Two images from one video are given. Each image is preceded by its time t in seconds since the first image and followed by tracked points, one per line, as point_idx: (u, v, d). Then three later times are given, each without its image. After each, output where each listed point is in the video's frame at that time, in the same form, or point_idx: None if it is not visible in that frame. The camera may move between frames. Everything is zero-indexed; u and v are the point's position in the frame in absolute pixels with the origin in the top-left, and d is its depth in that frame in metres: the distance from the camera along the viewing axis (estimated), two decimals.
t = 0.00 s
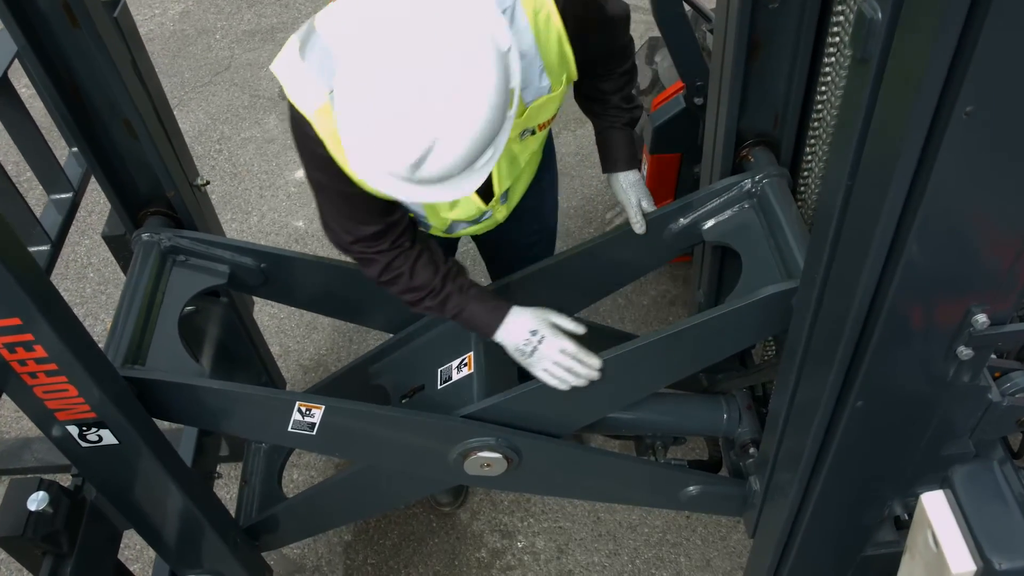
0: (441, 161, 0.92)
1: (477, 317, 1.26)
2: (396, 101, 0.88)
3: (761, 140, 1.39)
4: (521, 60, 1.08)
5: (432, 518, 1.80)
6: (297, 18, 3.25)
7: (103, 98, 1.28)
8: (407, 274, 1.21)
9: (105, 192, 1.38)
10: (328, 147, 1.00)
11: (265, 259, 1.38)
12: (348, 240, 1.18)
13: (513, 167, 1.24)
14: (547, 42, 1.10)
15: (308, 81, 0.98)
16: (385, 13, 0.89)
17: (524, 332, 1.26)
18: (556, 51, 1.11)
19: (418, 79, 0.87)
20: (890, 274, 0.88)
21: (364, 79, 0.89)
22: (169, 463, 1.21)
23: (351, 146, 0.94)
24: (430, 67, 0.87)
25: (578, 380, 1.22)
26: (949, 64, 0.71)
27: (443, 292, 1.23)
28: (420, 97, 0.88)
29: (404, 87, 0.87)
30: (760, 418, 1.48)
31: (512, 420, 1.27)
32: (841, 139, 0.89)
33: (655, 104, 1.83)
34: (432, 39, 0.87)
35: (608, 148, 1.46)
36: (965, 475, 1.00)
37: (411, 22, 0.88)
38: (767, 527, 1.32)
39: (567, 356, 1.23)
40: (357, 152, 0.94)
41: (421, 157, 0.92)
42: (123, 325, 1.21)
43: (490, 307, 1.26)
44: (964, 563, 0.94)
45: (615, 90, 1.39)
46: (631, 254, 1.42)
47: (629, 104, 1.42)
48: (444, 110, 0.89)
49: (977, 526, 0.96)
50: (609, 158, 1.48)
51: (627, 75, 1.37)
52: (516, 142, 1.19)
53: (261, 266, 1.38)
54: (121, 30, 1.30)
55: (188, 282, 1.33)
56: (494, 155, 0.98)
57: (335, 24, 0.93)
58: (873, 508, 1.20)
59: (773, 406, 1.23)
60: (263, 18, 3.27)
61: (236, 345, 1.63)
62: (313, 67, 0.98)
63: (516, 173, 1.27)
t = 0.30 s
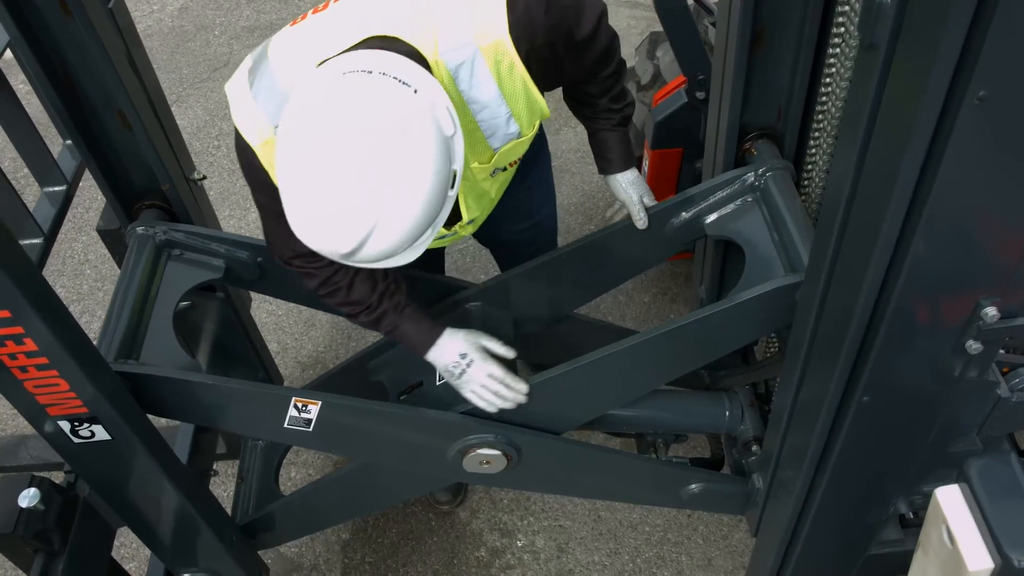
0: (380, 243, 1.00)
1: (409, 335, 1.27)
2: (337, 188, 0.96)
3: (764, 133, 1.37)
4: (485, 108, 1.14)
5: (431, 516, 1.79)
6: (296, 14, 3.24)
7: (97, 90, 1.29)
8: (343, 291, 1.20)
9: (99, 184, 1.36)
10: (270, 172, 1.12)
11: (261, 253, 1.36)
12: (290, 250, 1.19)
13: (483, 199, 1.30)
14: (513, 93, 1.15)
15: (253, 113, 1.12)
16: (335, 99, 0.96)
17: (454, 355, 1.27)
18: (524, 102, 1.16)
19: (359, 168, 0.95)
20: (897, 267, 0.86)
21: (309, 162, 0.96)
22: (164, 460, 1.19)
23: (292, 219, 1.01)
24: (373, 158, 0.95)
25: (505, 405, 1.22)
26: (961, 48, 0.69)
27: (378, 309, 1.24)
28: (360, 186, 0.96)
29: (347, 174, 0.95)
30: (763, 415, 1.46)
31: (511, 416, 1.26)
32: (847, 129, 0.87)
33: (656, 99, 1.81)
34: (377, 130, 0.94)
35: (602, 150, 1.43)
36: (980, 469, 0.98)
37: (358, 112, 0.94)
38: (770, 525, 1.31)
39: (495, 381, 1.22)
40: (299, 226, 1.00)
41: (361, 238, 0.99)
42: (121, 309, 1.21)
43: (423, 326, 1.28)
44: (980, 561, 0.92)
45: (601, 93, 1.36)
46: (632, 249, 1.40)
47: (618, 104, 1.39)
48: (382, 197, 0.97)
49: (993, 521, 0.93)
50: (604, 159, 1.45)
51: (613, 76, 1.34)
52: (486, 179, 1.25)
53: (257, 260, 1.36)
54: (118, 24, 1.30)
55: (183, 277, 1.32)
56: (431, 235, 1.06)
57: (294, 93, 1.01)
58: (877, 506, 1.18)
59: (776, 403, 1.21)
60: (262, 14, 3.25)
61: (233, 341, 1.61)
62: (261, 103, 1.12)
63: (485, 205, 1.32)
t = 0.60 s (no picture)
0: (362, 276, 1.03)
1: (365, 338, 1.29)
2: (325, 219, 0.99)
3: (768, 125, 1.35)
4: (478, 128, 1.16)
5: (431, 514, 1.77)
6: (296, 10, 3.22)
7: (92, 80, 1.28)
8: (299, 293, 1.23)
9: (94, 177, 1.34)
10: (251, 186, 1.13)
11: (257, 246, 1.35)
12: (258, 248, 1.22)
13: (474, 211, 1.31)
14: (506, 114, 1.16)
15: (231, 123, 1.13)
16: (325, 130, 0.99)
17: (407, 361, 1.30)
18: (518, 122, 1.17)
19: (348, 201, 0.99)
20: (907, 258, 0.84)
21: (297, 193, 0.99)
22: (158, 456, 1.17)
23: (272, 248, 1.03)
24: (362, 191, 0.99)
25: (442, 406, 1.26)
26: (976, 28, 0.66)
27: (338, 312, 1.24)
28: (349, 218, 0.99)
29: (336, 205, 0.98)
30: (766, 413, 1.45)
31: (511, 413, 1.24)
32: (854, 116, 0.85)
33: (658, 93, 1.79)
34: (368, 162, 0.99)
35: (600, 149, 1.41)
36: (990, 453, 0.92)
37: (350, 144, 0.99)
38: (774, 523, 1.29)
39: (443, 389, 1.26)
40: (279, 255, 1.02)
41: (341, 271, 1.02)
42: (116, 300, 1.20)
43: (381, 332, 1.29)
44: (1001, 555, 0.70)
45: (596, 93, 1.34)
46: (634, 243, 1.38)
47: (613, 101, 1.37)
48: (368, 230, 1.01)
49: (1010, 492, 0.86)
50: (603, 158, 1.43)
51: (606, 75, 1.32)
52: (478, 194, 1.27)
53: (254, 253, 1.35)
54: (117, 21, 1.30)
55: (178, 272, 1.30)
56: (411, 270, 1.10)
57: (277, 120, 1.03)
58: (883, 504, 1.16)
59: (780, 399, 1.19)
60: (261, 10, 3.23)
61: (230, 337, 1.59)
62: (239, 114, 1.13)
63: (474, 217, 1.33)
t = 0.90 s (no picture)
0: (395, 311, 0.96)
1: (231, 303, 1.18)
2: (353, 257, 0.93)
3: (773, 118, 1.34)
4: (497, 150, 1.13)
5: (431, 513, 1.75)
6: (296, 6, 3.21)
7: (88, 72, 1.27)
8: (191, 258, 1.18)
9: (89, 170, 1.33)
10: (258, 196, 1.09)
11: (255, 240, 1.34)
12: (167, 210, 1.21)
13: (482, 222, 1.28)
14: (527, 134, 1.14)
15: (235, 126, 1.07)
16: (346, 163, 0.94)
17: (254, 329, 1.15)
18: (539, 142, 1.15)
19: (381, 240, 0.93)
20: (917, 250, 0.82)
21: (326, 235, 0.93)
22: (154, 452, 1.16)
23: (296, 288, 0.97)
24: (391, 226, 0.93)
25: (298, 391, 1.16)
26: (990, 13, 0.65)
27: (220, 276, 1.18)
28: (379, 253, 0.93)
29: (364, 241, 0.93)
30: (771, 410, 1.43)
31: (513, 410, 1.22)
32: (862, 106, 0.84)
33: (661, 88, 1.78)
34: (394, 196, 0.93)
35: (606, 142, 1.39)
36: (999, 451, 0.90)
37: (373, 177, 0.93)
38: (778, 522, 1.27)
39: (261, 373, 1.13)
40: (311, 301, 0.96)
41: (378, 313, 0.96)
42: (112, 290, 1.19)
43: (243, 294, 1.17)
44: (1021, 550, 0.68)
45: (604, 86, 1.32)
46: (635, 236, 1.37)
47: (620, 94, 1.34)
48: (403, 269, 0.95)
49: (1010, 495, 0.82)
50: (609, 153, 1.40)
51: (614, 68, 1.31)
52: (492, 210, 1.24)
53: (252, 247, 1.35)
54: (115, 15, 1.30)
55: (175, 266, 1.29)
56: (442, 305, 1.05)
57: (294, 155, 0.97)
58: (890, 502, 1.14)
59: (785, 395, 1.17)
60: (262, 6, 3.22)
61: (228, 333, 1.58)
62: (243, 117, 1.07)
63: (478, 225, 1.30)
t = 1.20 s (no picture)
0: (446, 346, 0.93)
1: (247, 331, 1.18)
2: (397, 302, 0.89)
3: (777, 113, 1.33)
4: (527, 165, 1.13)
5: (431, 511, 1.74)
6: (297, 4, 3.20)
7: (86, 65, 1.26)
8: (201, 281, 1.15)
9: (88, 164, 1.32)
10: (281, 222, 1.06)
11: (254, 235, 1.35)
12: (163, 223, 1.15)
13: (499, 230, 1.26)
14: (556, 149, 1.14)
15: (257, 151, 1.02)
16: (377, 207, 0.89)
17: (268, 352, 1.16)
18: (566, 154, 1.15)
19: (431, 278, 0.89)
20: (925, 245, 0.81)
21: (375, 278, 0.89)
22: (151, 450, 1.14)
23: (343, 335, 0.94)
24: (432, 267, 0.89)
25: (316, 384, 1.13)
26: None
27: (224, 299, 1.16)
28: (423, 296, 0.89)
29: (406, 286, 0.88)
30: (774, 408, 1.42)
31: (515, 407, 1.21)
32: (870, 98, 0.82)
33: (664, 84, 1.76)
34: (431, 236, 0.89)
35: (611, 138, 1.37)
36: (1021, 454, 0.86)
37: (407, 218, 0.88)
38: (782, 521, 1.26)
39: (284, 396, 1.13)
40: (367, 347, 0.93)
41: (430, 347, 0.92)
42: (110, 282, 1.20)
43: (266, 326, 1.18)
44: None
45: (611, 81, 1.29)
46: (638, 232, 1.37)
47: (625, 89, 1.31)
48: (455, 302, 0.91)
49: None
50: (612, 147, 1.39)
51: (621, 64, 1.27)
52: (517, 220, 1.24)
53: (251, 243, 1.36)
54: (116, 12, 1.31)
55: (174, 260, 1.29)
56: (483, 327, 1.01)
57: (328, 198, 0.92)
58: (895, 500, 1.13)
59: (790, 392, 1.16)
60: (262, 3, 3.21)
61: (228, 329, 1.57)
62: (265, 142, 1.03)
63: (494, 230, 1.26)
